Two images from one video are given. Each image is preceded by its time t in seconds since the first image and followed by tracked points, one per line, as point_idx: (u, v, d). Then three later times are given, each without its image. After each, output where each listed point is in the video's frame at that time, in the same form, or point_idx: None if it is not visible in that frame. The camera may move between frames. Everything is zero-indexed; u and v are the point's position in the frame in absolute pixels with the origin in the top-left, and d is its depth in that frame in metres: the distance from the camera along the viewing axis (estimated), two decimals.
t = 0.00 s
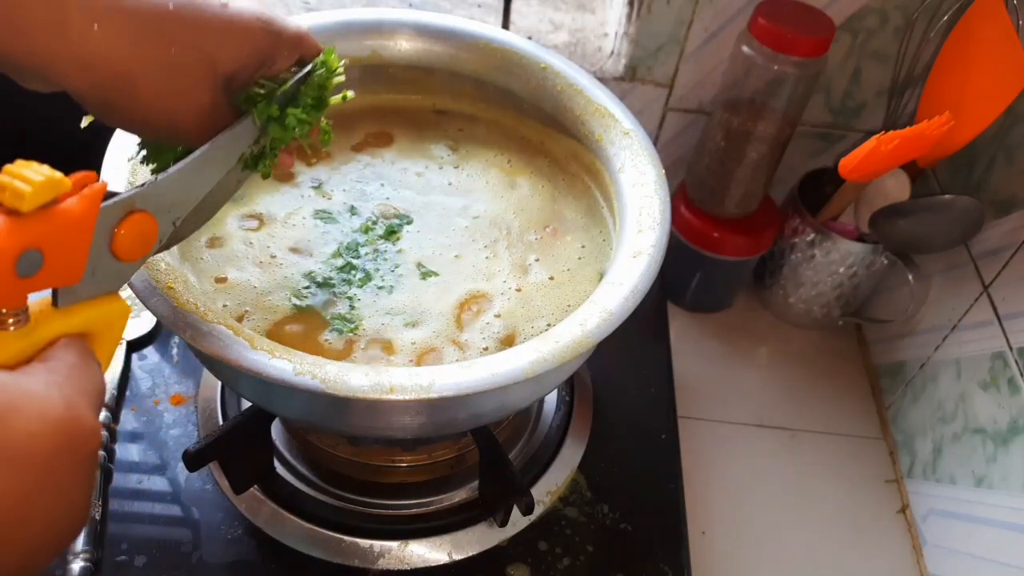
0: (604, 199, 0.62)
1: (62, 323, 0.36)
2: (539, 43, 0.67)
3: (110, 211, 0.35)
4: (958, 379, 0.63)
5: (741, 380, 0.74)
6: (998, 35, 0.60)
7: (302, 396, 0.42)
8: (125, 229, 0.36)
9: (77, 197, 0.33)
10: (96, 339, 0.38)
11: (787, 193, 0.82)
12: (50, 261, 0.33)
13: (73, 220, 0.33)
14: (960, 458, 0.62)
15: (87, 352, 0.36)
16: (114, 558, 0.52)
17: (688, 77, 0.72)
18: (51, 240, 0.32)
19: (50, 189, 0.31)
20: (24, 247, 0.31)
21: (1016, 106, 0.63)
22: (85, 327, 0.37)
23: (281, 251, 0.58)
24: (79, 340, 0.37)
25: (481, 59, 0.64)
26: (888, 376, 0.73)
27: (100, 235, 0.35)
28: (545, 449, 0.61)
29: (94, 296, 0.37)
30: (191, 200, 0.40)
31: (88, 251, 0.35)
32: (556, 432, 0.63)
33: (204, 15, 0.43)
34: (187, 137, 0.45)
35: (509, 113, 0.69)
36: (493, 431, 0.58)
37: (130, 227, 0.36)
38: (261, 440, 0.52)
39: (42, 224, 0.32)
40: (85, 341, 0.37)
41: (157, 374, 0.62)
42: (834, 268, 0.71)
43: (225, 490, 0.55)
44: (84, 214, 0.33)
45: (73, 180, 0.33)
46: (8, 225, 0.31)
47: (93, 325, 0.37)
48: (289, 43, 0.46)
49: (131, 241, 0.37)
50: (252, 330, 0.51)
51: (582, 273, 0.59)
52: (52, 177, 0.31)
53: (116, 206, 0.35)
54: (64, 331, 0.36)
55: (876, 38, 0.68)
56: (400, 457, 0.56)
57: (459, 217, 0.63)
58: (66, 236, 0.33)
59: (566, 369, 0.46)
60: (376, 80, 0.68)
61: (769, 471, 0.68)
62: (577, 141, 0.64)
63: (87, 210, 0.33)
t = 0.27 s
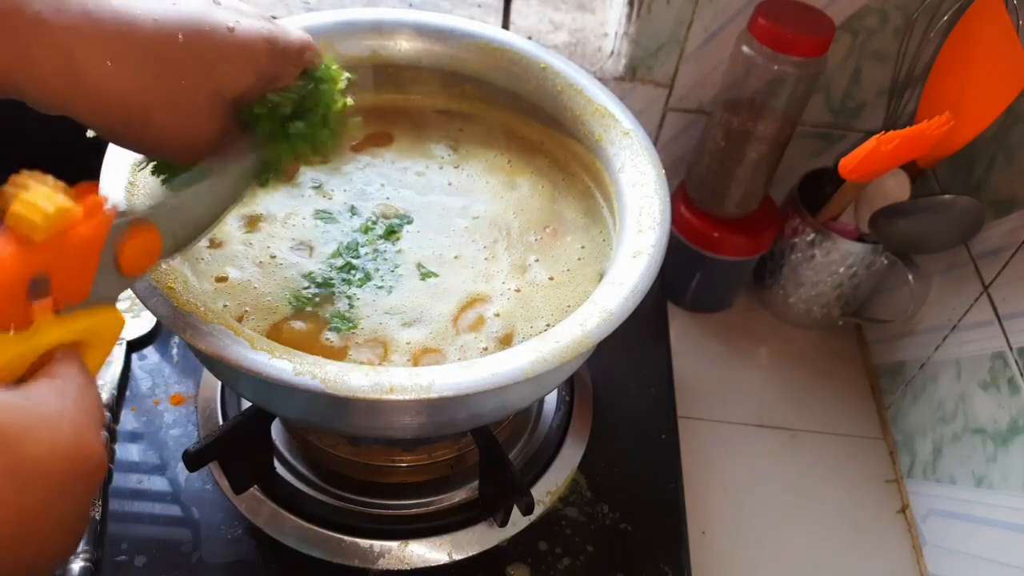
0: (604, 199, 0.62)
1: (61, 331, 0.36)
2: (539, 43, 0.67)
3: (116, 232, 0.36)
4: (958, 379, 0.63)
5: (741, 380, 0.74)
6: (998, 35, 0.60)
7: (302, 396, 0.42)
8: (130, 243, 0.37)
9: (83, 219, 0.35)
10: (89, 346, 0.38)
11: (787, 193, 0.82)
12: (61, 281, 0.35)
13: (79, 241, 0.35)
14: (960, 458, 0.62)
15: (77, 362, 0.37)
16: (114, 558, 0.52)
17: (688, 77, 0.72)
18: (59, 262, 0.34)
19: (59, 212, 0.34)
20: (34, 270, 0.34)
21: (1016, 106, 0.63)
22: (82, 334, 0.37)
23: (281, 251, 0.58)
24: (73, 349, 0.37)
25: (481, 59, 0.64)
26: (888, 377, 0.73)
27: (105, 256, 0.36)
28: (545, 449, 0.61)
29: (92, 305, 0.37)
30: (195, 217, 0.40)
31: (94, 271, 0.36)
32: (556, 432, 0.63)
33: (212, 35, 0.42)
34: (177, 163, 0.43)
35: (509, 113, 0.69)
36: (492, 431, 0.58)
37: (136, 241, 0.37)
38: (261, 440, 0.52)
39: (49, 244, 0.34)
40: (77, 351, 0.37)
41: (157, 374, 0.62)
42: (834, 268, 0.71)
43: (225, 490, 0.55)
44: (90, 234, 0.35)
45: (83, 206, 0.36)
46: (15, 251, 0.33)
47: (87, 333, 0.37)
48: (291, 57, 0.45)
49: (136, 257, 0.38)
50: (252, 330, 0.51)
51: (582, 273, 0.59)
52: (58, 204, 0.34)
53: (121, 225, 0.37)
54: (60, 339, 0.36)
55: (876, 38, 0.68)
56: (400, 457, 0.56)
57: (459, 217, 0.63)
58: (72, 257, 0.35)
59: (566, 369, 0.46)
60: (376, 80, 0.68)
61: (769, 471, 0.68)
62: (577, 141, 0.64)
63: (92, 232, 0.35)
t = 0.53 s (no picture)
0: (604, 199, 0.62)
1: (76, 355, 0.34)
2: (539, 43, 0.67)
3: (99, 233, 0.33)
4: (958, 379, 0.63)
5: (742, 380, 0.74)
6: (998, 36, 0.60)
7: (302, 396, 0.42)
8: (118, 244, 0.34)
9: (63, 213, 0.31)
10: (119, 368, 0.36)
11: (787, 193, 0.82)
12: (41, 280, 0.31)
13: (59, 236, 0.31)
14: (960, 458, 0.62)
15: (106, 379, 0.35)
16: (114, 558, 0.52)
17: (688, 78, 0.72)
18: (38, 260, 0.30)
19: (29, 205, 0.29)
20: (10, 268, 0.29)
21: (1016, 106, 0.63)
22: (103, 355, 0.35)
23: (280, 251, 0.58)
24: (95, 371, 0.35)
25: (481, 59, 0.64)
26: (888, 376, 0.73)
27: (91, 254, 0.33)
28: (545, 449, 0.61)
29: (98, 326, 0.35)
30: (179, 210, 0.38)
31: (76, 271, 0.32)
32: (556, 432, 0.63)
33: None
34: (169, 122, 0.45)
35: (508, 113, 0.69)
36: (492, 431, 0.58)
37: (125, 243, 0.35)
38: (260, 440, 0.52)
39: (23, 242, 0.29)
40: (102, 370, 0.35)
41: (157, 374, 0.62)
42: (834, 268, 0.72)
43: (225, 490, 0.55)
44: (70, 230, 0.31)
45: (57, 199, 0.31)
46: None
47: (112, 353, 0.36)
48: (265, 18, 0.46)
49: (128, 260, 0.35)
50: (251, 330, 0.51)
51: (582, 273, 0.59)
52: (29, 192, 0.30)
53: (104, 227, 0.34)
54: (81, 361, 0.34)
55: (875, 38, 0.68)
56: (400, 457, 0.56)
57: (459, 217, 0.63)
58: (53, 254, 0.31)
59: (566, 369, 0.46)
60: (376, 80, 0.68)
61: (769, 471, 0.68)
62: (577, 141, 0.64)
63: (73, 226, 0.31)
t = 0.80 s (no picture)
0: (604, 198, 0.62)
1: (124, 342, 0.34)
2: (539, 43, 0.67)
3: (132, 226, 0.33)
4: (958, 379, 0.63)
5: (742, 380, 0.74)
6: (998, 35, 0.60)
7: (302, 396, 0.42)
8: (150, 239, 0.34)
9: (88, 219, 0.30)
10: (163, 356, 0.36)
11: (786, 193, 0.82)
12: (81, 284, 0.30)
13: (91, 241, 0.30)
14: (961, 458, 0.62)
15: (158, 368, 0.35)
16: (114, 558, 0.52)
17: (688, 78, 0.72)
18: (76, 265, 0.30)
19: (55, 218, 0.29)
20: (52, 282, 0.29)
21: (1016, 106, 0.63)
22: (147, 344, 0.35)
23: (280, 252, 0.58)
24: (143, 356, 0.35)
25: (480, 58, 0.64)
26: (888, 376, 0.73)
27: (127, 247, 0.33)
28: (545, 449, 0.61)
29: (145, 316, 0.35)
30: (208, 202, 0.39)
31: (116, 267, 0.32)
32: (556, 432, 0.63)
33: None
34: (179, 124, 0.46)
35: (508, 113, 0.68)
36: (492, 431, 0.58)
37: (157, 236, 0.34)
38: (260, 440, 0.52)
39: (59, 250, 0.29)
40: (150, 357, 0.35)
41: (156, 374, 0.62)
42: (834, 268, 0.72)
43: (225, 490, 0.55)
44: (100, 233, 0.31)
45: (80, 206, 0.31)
46: (22, 265, 0.28)
47: (154, 340, 0.35)
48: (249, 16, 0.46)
49: (161, 251, 0.35)
50: (251, 330, 0.51)
51: (582, 274, 0.59)
52: (59, 205, 0.29)
53: (136, 221, 0.33)
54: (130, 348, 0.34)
55: (875, 38, 0.68)
56: (400, 457, 0.56)
57: (458, 217, 0.63)
58: (88, 260, 0.30)
59: (566, 369, 0.46)
60: (375, 80, 0.68)
61: (769, 471, 0.68)
62: (577, 141, 0.64)
63: (102, 229, 0.31)
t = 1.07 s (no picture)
0: (604, 198, 0.62)
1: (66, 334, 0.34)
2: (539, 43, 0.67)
3: (103, 205, 0.35)
4: (958, 379, 0.63)
5: (742, 380, 0.74)
6: (998, 35, 0.60)
7: (303, 396, 0.42)
8: (119, 219, 0.36)
9: (63, 184, 0.32)
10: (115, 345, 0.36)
11: (786, 193, 0.82)
12: (39, 244, 0.32)
13: (61, 206, 0.32)
14: (960, 458, 0.62)
15: (101, 358, 0.35)
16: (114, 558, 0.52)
17: (688, 77, 0.72)
18: (40, 222, 0.32)
19: (28, 175, 0.31)
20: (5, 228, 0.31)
21: (1016, 106, 0.63)
22: (100, 331, 0.36)
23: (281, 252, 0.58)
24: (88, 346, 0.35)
25: (480, 59, 0.64)
26: (888, 376, 0.73)
27: (95, 225, 0.35)
28: (545, 449, 0.61)
29: (102, 299, 0.36)
30: (190, 182, 0.40)
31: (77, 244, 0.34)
32: (556, 432, 0.63)
33: None
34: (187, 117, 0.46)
35: (509, 113, 0.68)
36: (492, 431, 0.58)
37: (127, 218, 0.36)
38: (260, 440, 0.52)
39: (30, 210, 0.31)
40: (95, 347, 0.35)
41: (156, 375, 0.62)
42: (834, 268, 0.72)
43: (225, 490, 0.55)
44: (71, 202, 0.33)
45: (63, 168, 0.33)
46: None
47: (106, 330, 0.36)
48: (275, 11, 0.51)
49: (128, 235, 0.36)
50: (252, 330, 0.51)
51: (583, 274, 0.59)
52: (33, 159, 0.31)
53: (108, 199, 0.35)
54: (73, 340, 0.34)
55: (875, 38, 0.68)
56: (400, 457, 0.56)
57: (459, 217, 0.63)
58: (55, 223, 0.32)
59: (567, 369, 0.46)
60: (376, 80, 0.68)
61: (769, 471, 0.68)
62: (577, 141, 0.64)
63: (74, 199, 0.33)
